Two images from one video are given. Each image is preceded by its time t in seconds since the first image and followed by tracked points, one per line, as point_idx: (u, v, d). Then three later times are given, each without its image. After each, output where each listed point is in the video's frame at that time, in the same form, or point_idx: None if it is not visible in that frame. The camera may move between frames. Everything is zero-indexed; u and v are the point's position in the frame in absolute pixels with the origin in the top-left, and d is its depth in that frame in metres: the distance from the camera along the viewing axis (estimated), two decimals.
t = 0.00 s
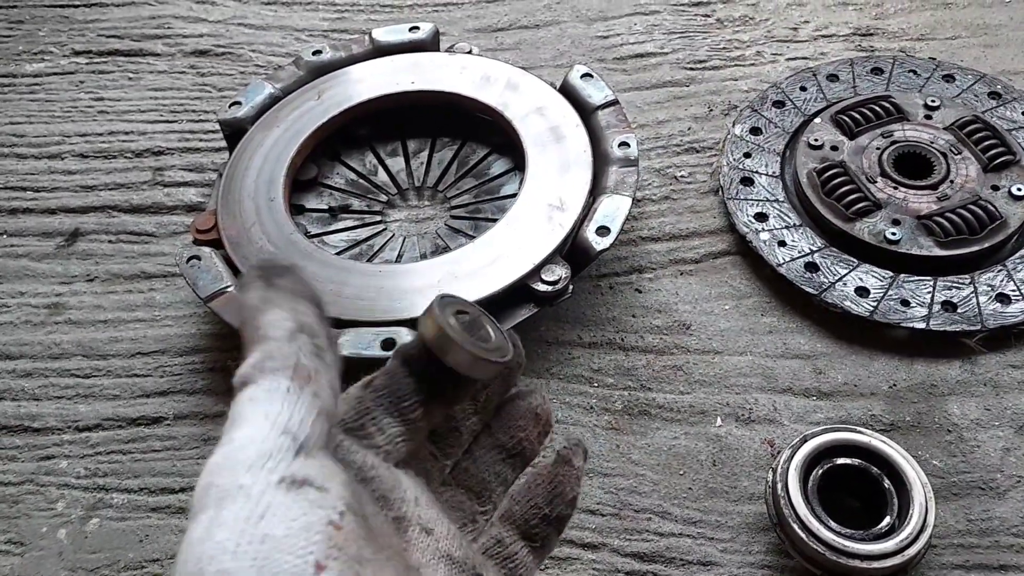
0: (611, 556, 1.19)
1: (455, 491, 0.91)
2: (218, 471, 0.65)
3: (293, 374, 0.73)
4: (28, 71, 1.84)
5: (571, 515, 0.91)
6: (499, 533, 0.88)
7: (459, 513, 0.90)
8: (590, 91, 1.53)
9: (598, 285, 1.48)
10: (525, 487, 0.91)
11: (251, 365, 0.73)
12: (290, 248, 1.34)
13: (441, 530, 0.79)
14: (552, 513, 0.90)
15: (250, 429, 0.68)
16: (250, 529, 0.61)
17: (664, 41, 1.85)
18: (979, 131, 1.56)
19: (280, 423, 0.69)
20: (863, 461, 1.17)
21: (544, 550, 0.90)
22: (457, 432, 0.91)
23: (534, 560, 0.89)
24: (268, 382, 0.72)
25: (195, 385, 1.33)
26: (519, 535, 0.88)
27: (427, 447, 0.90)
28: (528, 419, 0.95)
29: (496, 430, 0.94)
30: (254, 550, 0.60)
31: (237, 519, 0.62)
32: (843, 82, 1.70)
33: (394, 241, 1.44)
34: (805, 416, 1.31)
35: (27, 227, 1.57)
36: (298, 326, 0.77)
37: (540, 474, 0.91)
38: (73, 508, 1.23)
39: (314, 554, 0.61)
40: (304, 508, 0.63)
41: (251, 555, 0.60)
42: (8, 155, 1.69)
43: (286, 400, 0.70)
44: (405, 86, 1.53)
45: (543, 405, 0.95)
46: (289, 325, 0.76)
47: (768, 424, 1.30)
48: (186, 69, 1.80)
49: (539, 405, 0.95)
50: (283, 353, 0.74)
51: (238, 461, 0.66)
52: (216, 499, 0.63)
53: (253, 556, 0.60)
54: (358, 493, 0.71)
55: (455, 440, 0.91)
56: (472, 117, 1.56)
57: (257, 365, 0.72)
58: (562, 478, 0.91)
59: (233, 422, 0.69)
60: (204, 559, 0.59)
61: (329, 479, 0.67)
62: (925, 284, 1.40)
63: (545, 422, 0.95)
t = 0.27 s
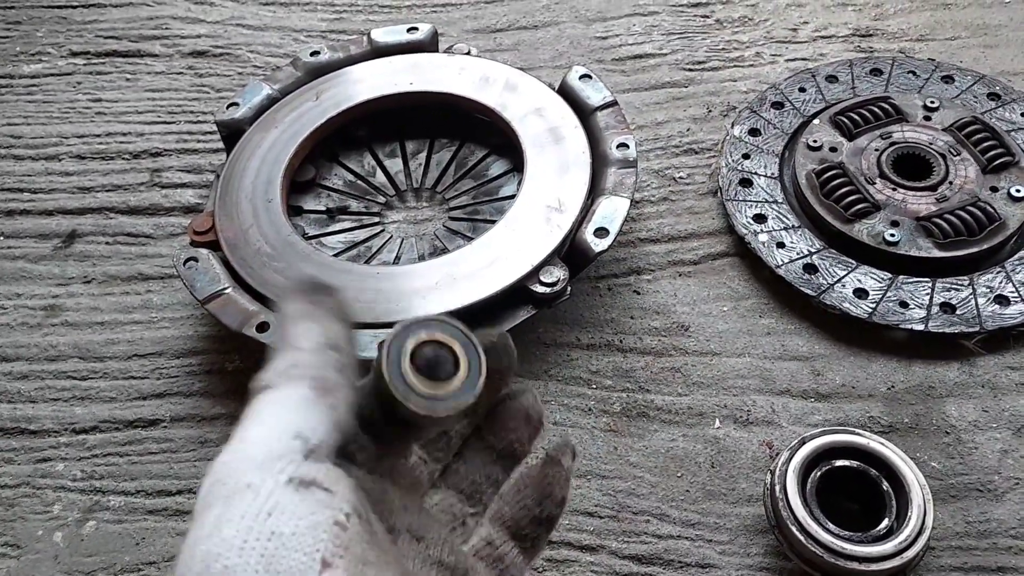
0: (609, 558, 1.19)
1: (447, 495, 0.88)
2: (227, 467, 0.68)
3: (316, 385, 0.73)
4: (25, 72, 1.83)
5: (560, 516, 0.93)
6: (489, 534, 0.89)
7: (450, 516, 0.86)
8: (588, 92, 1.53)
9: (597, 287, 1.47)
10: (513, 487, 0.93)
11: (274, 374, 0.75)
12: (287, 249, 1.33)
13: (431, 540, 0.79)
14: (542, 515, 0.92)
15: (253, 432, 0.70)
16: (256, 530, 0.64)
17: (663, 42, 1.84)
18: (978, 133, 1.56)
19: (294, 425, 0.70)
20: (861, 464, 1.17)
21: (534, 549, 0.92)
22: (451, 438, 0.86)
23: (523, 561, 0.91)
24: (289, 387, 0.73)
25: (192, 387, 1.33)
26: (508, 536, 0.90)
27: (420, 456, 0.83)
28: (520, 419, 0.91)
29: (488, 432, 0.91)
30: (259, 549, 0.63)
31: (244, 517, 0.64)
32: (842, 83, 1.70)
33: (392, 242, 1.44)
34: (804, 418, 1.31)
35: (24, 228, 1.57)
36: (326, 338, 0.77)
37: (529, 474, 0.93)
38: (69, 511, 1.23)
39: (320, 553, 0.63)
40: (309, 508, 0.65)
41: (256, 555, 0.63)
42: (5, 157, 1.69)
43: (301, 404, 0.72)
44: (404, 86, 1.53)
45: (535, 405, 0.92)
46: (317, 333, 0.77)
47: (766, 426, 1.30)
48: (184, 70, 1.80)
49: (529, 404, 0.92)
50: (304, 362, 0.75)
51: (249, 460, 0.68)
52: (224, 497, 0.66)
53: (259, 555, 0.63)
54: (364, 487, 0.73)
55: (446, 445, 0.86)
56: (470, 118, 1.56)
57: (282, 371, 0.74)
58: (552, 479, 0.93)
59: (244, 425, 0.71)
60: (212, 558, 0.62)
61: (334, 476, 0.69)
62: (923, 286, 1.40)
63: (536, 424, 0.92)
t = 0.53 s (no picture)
0: (612, 559, 1.19)
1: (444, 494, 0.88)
2: (256, 468, 0.66)
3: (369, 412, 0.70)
4: (24, 72, 1.83)
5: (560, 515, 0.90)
6: (488, 532, 0.87)
7: (451, 514, 0.87)
8: (589, 92, 1.52)
9: (598, 287, 1.47)
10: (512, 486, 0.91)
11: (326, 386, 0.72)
12: (288, 250, 1.33)
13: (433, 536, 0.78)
14: (541, 512, 0.90)
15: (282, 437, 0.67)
16: (280, 530, 0.61)
17: (664, 42, 1.84)
18: (979, 132, 1.56)
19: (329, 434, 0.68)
20: (864, 464, 1.17)
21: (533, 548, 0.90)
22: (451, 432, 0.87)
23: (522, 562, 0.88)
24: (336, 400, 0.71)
25: (193, 388, 1.32)
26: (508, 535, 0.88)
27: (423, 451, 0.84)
28: (518, 418, 0.95)
29: (487, 430, 0.94)
30: (279, 552, 0.60)
31: (268, 519, 0.61)
32: (844, 83, 1.69)
33: (392, 243, 1.44)
34: (806, 418, 1.30)
35: (24, 229, 1.57)
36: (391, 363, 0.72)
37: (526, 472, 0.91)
38: (70, 512, 1.22)
39: (342, 563, 0.61)
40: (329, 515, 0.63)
41: (278, 557, 0.59)
42: (4, 157, 1.68)
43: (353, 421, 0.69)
44: (403, 86, 1.53)
45: (532, 404, 0.97)
46: (365, 356, 0.72)
47: (769, 426, 1.30)
48: (183, 70, 1.79)
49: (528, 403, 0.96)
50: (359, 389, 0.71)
51: (284, 460, 0.65)
52: (246, 499, 0.63)
53: (280, 557, 0.59)
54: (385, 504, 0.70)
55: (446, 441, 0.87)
56: (470, 118, 1.56)
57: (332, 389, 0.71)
58: (550, 476, 0.90)
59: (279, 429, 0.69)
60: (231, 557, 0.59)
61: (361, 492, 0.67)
62: (926, 286, 1.40)
63: (533, 422, 0.96)
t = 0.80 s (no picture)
0: (613, 557, 1.18)
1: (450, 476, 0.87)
2: (235, 464, 0.66)
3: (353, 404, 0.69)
4: (24, 71, 1.83)
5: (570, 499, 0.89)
6: (496, 518, 0.86)
7: (457, 498, 0.86)
8: (589, 90, 1.52)
9: (599, 285, 1.47)
10: (520, 471, 0.89)
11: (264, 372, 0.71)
12: (288, 248, 1.33)
13: (437, 519, 0.75)
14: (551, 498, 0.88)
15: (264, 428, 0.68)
16: (257, 532, 0.62)
17: (664, 40, 1.84)
18: (981, 130, 1.55)
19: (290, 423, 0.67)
20: (865, 462, 1.16)
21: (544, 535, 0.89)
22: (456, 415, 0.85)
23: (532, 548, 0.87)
24: (322, 390, 0.70)
25: (193, 386, 1.32)
26: (517, 520, 0.87)
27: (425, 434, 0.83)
28: (526, 401, 0.91)
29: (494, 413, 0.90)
30: (257, 556, 0.61)
31: (245, 522, 0.62)
32: (844, 80, 1.69)
33: (392, 241, 1.43)
34: (807, 416, 1.30)
35: (23, 227, 1.57)
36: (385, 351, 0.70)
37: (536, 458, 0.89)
38: (70, 510, 1.22)
39: (321, 563, 0.61)
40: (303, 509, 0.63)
41: (255, 561, 0.61)
42: (4, 155, 1.68)
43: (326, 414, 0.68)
44: (404, 84, 1.53)
45: (541, 388, 0.92)
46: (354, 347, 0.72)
47: (769, 424, 1.29)
48: (183, 69, 1.79)
49: (536, 387, 0.92)
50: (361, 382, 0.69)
51: (256, 458, 0.65)
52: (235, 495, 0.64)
53: (257, 560, 0.61)
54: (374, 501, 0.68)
55: (451, 425, 0.85)
56: (471, 116, 1.56)
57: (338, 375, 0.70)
58: (560, 460, 0.89)
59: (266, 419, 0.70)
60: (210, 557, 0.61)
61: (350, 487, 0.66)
62: (927, 284, 1.39)
63: (542, 406, 0.92)
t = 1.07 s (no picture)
0: (612, 557, 1.18)
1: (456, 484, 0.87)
2: (214, 458, 0.64)
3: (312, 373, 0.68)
4: (23, 69, 1.83)
5: (574, 506, 0.90)
6: (499, 524, 0.87)
7: (460, 504, 0.86)
8: (589, 89, 1.52)
9: (599, 284, 1.47)
10: (524, 479, 0.90)
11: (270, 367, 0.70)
12: (287, 246, 1.32)
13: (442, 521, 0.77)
14: (555, 505, 0.89)
15: (240, 427, 0.65)
16: (246, 522, 0.60)
17: (665, 39, 1.84)
18: (981, 130, 1.55)
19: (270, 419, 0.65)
20: (865, 462, 1.16)
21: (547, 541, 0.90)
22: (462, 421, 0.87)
23: (535, 554, 0.88)
24: (281, 378, 0.68)
25: (192, 385, 1.32)
26: (520, 527, 0.88)
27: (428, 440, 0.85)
28: (532, 409, 0.92)
29: (499, 422, 0.91)
30: (249, 547, 0.60)
31: (234, 514, 0.61)
32: (845, 80, 1.69)
33: (392, 240, 1.43)
34: (807, 416, 1.30)
35: (22, 226, 1.56)
36: (336, 328, 0.71)
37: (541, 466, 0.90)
38: (68, 509, 1.22)
39: (313, 549, 0.60)
40: (298, 502, 0.61)
41: (247, 551, 0.59)
42: (3, 154, 1.68)
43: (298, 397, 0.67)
44: (403, 83, 1.52)
45: (547, 397, 0.93)
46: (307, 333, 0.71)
47: (769, 424, 1.29)
48: (183, 67, 1.79)
49: (542, 396, 0.94)
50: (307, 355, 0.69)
51: (236, 450, 0.64)
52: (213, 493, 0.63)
53: (251, 551, 0.59)
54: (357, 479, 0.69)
55: (457, 432, 0.87)
56: (471, 115, 1.55)
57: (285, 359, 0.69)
58: (565, 468, 0.90)
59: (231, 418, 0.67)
60: (199, 553, 0.59)
61: (333, 471, 0.65)
62: (927, 283, 1.39)
63: (548, 416, 0.93)
